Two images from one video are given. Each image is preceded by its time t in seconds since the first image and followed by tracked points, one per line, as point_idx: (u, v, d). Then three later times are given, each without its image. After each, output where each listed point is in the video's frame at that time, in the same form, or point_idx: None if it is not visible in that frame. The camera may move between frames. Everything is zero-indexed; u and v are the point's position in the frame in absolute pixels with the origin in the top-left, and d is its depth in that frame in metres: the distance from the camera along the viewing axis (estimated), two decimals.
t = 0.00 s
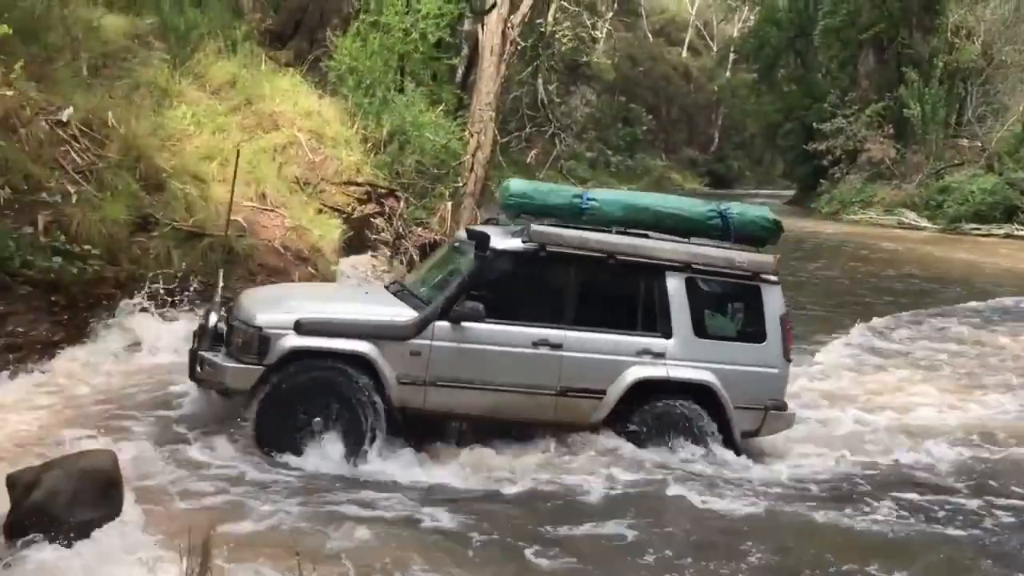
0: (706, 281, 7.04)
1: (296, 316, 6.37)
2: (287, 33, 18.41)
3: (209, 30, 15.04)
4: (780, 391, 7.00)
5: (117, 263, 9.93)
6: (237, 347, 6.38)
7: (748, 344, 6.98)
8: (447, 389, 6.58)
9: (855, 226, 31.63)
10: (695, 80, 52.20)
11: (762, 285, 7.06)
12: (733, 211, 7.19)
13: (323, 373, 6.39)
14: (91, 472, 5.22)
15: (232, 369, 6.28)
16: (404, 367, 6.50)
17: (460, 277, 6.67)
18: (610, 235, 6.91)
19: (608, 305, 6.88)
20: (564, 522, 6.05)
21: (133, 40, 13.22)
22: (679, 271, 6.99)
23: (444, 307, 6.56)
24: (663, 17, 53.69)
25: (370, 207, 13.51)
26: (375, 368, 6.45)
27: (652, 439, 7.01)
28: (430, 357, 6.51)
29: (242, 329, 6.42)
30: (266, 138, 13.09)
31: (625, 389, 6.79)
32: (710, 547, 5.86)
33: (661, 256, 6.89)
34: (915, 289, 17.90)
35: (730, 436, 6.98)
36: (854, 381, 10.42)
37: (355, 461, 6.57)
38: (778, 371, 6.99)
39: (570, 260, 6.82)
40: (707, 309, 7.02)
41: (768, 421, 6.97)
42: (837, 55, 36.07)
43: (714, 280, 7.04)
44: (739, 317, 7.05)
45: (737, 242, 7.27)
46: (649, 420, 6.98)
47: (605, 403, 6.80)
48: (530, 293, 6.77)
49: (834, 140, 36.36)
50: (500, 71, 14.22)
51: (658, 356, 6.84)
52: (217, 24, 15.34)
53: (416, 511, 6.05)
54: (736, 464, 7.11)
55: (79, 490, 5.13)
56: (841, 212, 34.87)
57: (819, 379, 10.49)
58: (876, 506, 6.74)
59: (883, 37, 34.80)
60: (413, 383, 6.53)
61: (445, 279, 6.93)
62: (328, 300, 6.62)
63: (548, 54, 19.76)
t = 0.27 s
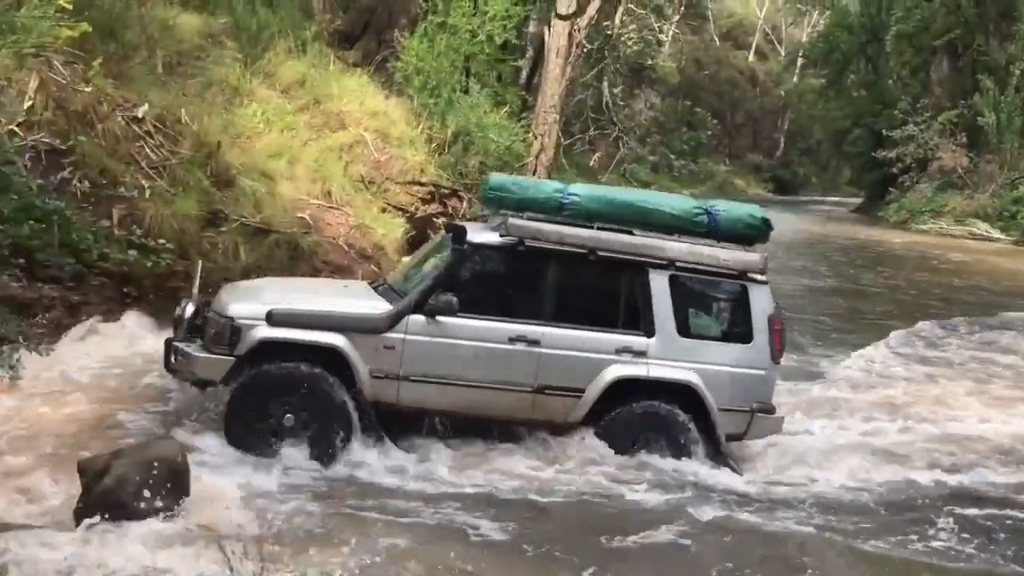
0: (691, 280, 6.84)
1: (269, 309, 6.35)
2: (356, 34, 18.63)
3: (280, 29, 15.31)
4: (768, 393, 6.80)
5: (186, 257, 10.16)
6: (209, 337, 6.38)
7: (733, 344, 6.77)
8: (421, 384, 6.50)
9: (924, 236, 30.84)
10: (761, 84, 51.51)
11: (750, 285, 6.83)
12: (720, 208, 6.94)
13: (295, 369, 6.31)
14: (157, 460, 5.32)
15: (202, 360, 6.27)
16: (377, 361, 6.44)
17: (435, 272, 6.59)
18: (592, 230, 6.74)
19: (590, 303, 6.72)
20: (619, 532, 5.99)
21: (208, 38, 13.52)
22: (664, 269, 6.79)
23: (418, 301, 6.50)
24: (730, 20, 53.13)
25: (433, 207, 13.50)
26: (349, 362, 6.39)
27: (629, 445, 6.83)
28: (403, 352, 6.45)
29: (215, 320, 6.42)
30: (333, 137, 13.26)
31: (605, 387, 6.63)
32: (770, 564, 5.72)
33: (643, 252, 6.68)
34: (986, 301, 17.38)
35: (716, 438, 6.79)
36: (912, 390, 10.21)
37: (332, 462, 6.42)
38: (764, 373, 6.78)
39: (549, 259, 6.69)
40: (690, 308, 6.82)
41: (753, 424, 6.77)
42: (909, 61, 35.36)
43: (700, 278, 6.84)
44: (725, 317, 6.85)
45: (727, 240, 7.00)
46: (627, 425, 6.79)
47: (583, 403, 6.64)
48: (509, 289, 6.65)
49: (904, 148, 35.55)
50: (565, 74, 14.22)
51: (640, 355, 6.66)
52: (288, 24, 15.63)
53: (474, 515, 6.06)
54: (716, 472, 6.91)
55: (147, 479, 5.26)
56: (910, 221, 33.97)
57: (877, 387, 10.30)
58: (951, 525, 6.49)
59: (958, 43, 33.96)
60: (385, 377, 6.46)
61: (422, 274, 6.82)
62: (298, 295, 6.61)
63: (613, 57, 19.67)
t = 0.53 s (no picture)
0: (659, 258, 6.52)
1: (218, 286, 6.17)
2: (408, 17, 18.59)
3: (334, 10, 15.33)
4: (738, 375, 6.49)
5: (237, 237, 10.24)
6: (160, 313, 6.22)
7: (700, 325, 6.46)
8: (371, 362, 6.31)
9: (981, 233, 30.03)
10: (816, 74, 50.64)
11: (718, 264, 6.50)
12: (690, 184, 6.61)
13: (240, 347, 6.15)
14: (202, 435, 5.36)
15: (151, 336, 6.14)
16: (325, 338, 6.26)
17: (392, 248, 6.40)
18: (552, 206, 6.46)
19: (548, 283, 6.45)
20: (662, 518, 5.92)
21: (262, 18, 13.61)
22: (629, 247, 6.49)
23: (370, 279, 6.30)
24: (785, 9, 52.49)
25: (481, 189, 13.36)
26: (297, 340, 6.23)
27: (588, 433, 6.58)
28: (355, 330, 6.26)
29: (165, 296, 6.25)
30: (382, 120, 13.31)
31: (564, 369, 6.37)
32: (816, 556, 5.60)
33: (605, 230, 6.39)
34: None
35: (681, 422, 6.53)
36: (961, 387, 9.97)
37: (276, 439, 6.33)
38: (733, 355, 6.47)
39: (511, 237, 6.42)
40: (656, 288, 6.52)
41: (721, 407, 6.49)
42: (971, 53, 34.42)
43: (669, 258, 6.52)
44: (692, 297, 6.52)
45: (697, 218, 6.70)
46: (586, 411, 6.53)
47: (542, 382, 6.40)
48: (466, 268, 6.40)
49: (963, 142, 34.71)
50: (616, 60, 14.07)
51: (601, 335, 6.39)
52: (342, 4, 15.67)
53: (519, 497, 6.04)
54: (677, 461, 6.64)
55: (192, 454, 5.32)
56: (966, 216, 33.03)
57: (925, 383, 10.07)
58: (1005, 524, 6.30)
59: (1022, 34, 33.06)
60: (337, 355, 6.29)
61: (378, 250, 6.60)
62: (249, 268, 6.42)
63: (667, 43, 19.44)
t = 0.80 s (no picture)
0: (596, 223, 6.49)
1: (143, 247, 6.18)
2: None
3: None
4: (676, 342, 6.45)
5: (262, 213, 10.29)
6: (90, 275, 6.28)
7: (637, 290, 6.42)
8: (299, 324, 6.34)
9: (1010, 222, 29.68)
10: (846, 59, 50.04)
11: (657, 229, 6.46)
12: (629, 148, 6.69)
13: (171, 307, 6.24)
14: (224, 407, 5.38)
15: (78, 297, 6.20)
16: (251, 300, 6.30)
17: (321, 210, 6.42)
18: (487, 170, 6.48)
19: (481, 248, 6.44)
20: (677, 500, 5.97)
21: None
22: (564, 212, 6.48)
23: (299, 242, 6.32)
24: None
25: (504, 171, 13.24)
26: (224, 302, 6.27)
27: (516, 405, 6.56)
28: (283, 292, 6.29)
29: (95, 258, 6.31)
30: (407, 99, 13.29)
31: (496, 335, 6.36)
32: (838, 537, 5.65)
33: (538, 193, 6.40)
34: None
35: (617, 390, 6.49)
36: (983, 373, 9.90)
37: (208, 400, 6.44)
38: (670, 322, 6.42)
39: (443, 201, 6.41)
40: (592, 253, 6.48)
41: (659, 374, 6.45)
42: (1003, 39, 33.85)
43: (606, 222, 6.48)
44: (629, 262, 6.48)
45: (634, 182, 6.76)
46: (513, 380, 6.51)
47: (475, 348, 6.39)
48: (397, 232, 6.41)
49: (994, 130, 34.25)
50: (644, 41, 13.97)
51: (535, 300, 6.37)
52: None
53: (541, 478, 6.05)
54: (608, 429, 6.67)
55: (214, 426, 5.34)
56: (994, 206, 32.62)
57: (946, 369, 10.00)
58: (1022, 503, 6.40)
59: None
60: (266, 318, 6.33)
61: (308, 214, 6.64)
62: (172, 233, 6.47)
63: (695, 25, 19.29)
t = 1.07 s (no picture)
0: (529, 207, 6.61)
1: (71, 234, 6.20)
2: None
3: None
4: (611, 326, 6.59)
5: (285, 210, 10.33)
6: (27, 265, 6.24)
7: (572, 274, 6.56)
8: (228, 307, 6.41)
9: None
10: (872, 59, 49.57)
11: (594, 211, 6.59)
12: (565, 129, 6.76)
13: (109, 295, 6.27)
14: (246, 403, 5.40)
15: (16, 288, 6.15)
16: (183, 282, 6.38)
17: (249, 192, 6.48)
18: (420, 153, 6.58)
19: (413, 231, 6.55)
20: (697, 500, 5.98)
21: None
22: (498, 195, 6.59)
23: (227, 223, 6.38)
24: None
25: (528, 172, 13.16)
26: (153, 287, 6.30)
27: (449, 386, 6.65)
28: (212, 273, 6.37)
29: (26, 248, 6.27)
30: (432, 97, 13.28)
31: (427, 316, 6.48)
32: (871, 541, 5.57)
33: (471, 176, 6.51)
34: None
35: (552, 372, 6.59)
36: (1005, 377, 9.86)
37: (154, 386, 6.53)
38: (607, 306, 6.58)
39: (374, 184, 6.50)
40: (527, 235, 6.61)
41: (595, 358, 6.59)
42: None
43: (540, 205, 6.61)
44: (565, 246, 6.62)
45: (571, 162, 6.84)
46: (445, 362, 6.59)
47: (406, 330, 6.50)
48: (328, 215, 6.50)
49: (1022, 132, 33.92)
50: (669, 40, 13.86)
51: (468, 284, 6.49)
52: None
53: (565, 481, 6.05)
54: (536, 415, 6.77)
55: (235, 421, 5.35)
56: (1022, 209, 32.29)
57: (968, 373, 9.97)
58: None
59: None
60: (193, 300, 6.40)
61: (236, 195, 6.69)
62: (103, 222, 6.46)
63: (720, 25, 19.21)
